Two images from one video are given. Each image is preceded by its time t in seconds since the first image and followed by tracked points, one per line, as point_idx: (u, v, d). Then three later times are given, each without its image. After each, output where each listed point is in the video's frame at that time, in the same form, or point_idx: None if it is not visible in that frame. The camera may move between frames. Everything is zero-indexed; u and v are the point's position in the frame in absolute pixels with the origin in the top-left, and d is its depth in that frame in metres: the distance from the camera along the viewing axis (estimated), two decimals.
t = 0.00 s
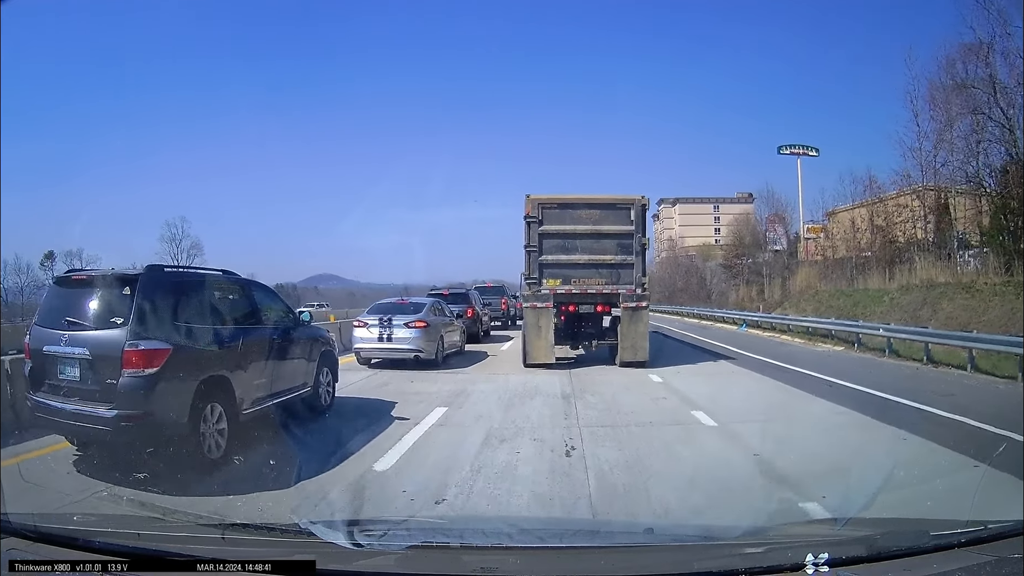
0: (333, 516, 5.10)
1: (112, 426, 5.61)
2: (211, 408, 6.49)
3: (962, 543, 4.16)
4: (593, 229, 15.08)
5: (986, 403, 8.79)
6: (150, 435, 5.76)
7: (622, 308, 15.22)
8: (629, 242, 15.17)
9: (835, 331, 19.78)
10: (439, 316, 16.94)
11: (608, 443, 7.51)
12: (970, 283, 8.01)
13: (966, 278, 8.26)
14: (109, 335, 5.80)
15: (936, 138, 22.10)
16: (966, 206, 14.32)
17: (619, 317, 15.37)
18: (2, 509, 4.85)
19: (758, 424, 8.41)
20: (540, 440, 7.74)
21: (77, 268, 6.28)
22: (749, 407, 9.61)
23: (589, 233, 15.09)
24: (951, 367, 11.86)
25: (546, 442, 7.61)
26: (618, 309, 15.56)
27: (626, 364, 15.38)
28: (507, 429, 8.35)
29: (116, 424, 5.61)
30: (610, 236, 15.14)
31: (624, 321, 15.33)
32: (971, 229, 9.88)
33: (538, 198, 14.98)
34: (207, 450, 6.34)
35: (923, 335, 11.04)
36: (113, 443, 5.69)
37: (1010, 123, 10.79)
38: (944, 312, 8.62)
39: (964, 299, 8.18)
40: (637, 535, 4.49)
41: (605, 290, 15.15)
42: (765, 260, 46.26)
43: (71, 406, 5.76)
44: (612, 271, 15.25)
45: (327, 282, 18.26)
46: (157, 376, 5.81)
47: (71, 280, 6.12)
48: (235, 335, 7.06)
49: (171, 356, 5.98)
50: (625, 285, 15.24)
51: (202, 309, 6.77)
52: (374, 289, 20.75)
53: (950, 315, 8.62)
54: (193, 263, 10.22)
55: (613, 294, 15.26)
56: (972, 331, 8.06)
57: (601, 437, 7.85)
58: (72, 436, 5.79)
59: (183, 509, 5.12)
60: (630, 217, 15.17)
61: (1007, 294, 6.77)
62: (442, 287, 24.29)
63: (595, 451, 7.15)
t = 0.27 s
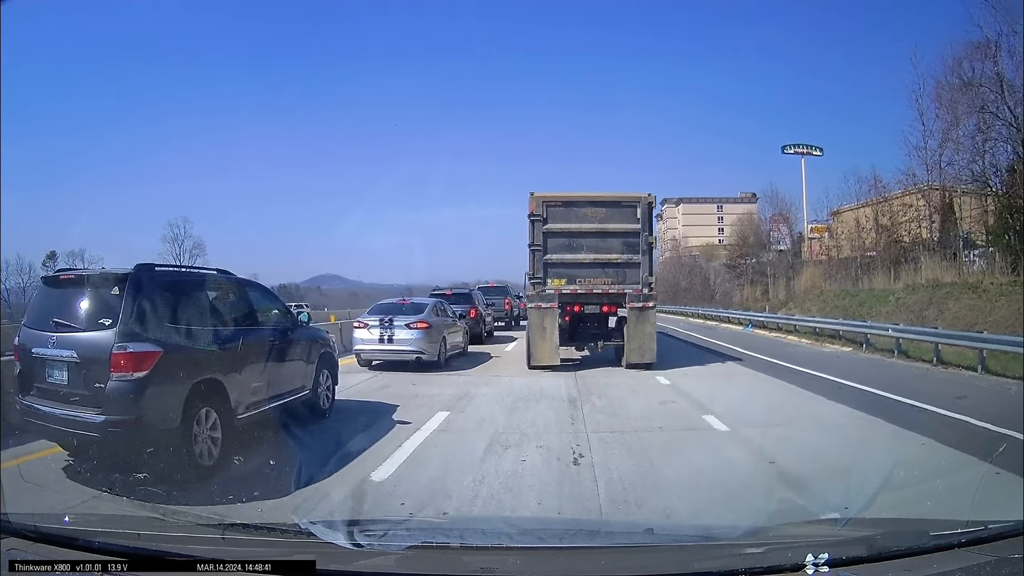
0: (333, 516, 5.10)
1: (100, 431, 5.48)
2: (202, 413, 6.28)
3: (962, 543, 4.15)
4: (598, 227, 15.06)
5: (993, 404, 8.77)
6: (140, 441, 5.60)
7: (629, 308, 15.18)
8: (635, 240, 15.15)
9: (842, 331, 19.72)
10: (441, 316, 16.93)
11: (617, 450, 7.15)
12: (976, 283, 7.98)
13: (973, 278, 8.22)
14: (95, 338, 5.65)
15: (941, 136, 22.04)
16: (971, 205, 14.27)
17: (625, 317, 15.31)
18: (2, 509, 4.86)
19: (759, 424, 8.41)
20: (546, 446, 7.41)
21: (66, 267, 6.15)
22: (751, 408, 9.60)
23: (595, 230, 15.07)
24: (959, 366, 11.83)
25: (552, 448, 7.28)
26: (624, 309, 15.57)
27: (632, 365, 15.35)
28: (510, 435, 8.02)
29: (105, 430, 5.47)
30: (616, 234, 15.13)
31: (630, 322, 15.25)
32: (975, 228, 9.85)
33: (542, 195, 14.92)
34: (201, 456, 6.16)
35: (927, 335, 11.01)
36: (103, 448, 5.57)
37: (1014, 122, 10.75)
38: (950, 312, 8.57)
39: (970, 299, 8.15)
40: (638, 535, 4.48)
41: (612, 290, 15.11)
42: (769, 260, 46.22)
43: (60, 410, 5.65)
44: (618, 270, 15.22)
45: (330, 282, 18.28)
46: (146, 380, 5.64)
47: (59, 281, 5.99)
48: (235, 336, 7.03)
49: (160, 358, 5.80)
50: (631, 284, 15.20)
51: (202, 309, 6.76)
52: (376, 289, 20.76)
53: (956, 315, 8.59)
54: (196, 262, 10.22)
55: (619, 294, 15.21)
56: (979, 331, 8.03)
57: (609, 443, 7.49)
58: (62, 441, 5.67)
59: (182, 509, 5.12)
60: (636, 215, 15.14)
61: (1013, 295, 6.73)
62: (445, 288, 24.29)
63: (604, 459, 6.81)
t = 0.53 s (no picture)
0: (334, 516, 5.10)
1: (89, 436, 5.37)
2: (195, 416, 6.13)
3: (962, 542, 4.15)
4: (604, 226, 15.02)
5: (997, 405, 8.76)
6: (130, 447, 5.48)
7: (634, 309, 15.18)
8: (640, 239, 15.14)
9: (847, 331, 19.67)
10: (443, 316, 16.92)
11: (627, 456, 6.87)
12: (981, 283, 7.96)
13: (978, 278, 8.21)
14: (84, 339, 5.54)
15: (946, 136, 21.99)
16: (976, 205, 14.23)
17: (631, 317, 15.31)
18: (3, 509, 4.86)
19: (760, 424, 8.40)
20: (552, 452, 7.11)
21: (56, 266, 6.04)
22: (753, 408, 9.60)
23: (600, 229, 15.04)
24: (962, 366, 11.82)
25: (558, 454, 7.00)
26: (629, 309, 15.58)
27: (638, 366, 15.31)
28: (514, 438, 7.85)
29: (94, 434, 5.37)
30: (621, 233, 15.10)
31: (636, 322, 15.25)
32: (980, 228, 9.82)
33: (546, 193, 14.83)
34: (192, 461, 6.01)
35: (931, 335, 10.99)
36: (92, 454, 5.45)
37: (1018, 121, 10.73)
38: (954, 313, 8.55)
39: (975, 299, 8.13)
40: (638, 535, 4.48)
41: (618, 290, 15.10)
42: (773, 260, 46.18)
43: (48, 414, 5.54)
44: (623, 270, 15.20)
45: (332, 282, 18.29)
46: (135, 383, 5.52)
47: (48, 280, 5.88)
48: (235, 335, 7.03)
49: (150, 360, 5.67)
50: (637, 284, 15.19)
51: (202, 309, 6.76)
52: (379, 289, 20.76)
53: (961, 316, 8.58)
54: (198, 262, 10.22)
55: (624, 294, 15.20)
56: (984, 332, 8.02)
57: (620, 450, 7.16)
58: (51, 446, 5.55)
59: (182, 509, 5.11)
60: (642, 214, 15.11)
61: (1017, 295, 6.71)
62: (448, 287, 24.28)
63: (612, 466, 6.52)
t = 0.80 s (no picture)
0: (334, 516, 5.11)
1: (79, 441, 5.27)
2: (187, 421, 6.03)
3: (962, 542, 4.14)
4: (607, 225, 15.01)
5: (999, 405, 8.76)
6: (121, 451, 5.39)
7: (638, 309, 15.18)
8: (645, 239, 15.13)
9: (851, 332, 19.65)
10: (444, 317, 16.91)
11: (633, 461, 6.70)
12: (984, 283, 7.96)
13: (981, 278, 8.20)
14: (74, 340, 5.44)
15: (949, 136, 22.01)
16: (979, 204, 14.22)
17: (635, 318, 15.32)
18: (3, 509, 4.86)
19: (761, 424, 8.40)
20: (555, 456, 6.95)
21: (47, 266, 5.96)
22: (754, 408, 9.61)
23: (603, 229, 15.03)
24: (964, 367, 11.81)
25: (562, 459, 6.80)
26: (633, 309, 15.57)
27: (642, 367, 15.30)
28: (515, 438, 7.83)
29: (83, 439, 5.26)
30: (625, 232, 15.10)
31: (640, 323, 15.25)
32: (983, 227, 9.81)
33: (549, 192, 14.81)
34: (185, 466, 5.88)
35: (934, 335, 10.98)
36: (83, 458, 5.35)
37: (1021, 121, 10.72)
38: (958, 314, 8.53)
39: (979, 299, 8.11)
40: (638, 535, 4.48)
41: (622, 290, 15.09)
42: (775, 260, 46.18)
43: (40, 417, 5.44)
44: (627, 270, 15.19)
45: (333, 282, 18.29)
46: (125, 386, 5.43)
47: (40, 280, 5.81)
48: (235, 336, 7.04)
49: (141, 362, 5.57)
50: (641, 284, 15.18)
51: (202, 309, 6.77)
52: (380, 289, 20.77)
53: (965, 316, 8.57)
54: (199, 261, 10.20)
55: (628, 294, 15.18)
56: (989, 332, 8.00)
57: (624, 453, 7.02)
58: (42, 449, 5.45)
59: (182, 510, 5.10)
60: (646, 213, 15.09)
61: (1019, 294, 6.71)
62: (449, 288, 24.27)
63: (618, 471, 6.33)
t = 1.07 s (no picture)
0: (334, 516, 5.11)
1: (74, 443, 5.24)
2: (184, 423, 5.98)
3: (962, 542, 4.14)
4: (609, 224, 15.00)
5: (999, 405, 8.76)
6: (115, 453, 5.36)
7: (641, 309, 15.18)
8: (647, 238, 15.13)
9: (854, 332, 19.62)
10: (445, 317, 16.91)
11: (636, 463, 6.60)
12: (986, 283, 7.96)
13: (983, 277, 8.21)
14: (68, 341, 5.40)
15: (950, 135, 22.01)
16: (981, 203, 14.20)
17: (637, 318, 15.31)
18: (2, 509, 4.87)
19: (763, 424, 8.40)
20: (558, 458, 6.87)
21: (41, 265, 5.90)
22: (756, 407, 9.60)
23: (605, 228, 15.03)
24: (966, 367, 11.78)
25: (564, 461, 6.73)
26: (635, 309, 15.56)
27: (644, 367, 15.30)
28: (517, 439, 7.82)
29: (78, 441, 5.24)
30: (628, 232, 15.09)
31: (643, 323, 15.24)
32: (984, 227, 9.81)
33: (551, 191, 14.80)
34: (182, 469, 5.83)
35: (935, 335, 10.97)
36: (77, 461, 5.32)
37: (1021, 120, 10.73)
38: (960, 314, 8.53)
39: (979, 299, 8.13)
40: (638, 535, 4.48)
41: (624, 290, 15.08)
42: (776, 260, 46.19)
43: (34, 419, 5.41)
44: (629, 270, 15.18)
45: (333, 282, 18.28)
46: (120, 387, 5.40)
47: (35, 279, 5.75)
48: (235, 335, 7.05)
49: (135, 363, 5.54)
50: (644, 284, 15.17)
51: (202, 308, 6.78)
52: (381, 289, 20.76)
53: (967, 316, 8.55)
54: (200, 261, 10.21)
55: (630, 294, 15.17)
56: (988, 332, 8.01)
57: (626, 455, 6.96)
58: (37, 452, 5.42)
59: (183, 510, 5.11)
60: (648, 212, 15.07)
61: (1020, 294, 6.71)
62: (450, 287, 24.26)
63: (621, 473, 6.23)
